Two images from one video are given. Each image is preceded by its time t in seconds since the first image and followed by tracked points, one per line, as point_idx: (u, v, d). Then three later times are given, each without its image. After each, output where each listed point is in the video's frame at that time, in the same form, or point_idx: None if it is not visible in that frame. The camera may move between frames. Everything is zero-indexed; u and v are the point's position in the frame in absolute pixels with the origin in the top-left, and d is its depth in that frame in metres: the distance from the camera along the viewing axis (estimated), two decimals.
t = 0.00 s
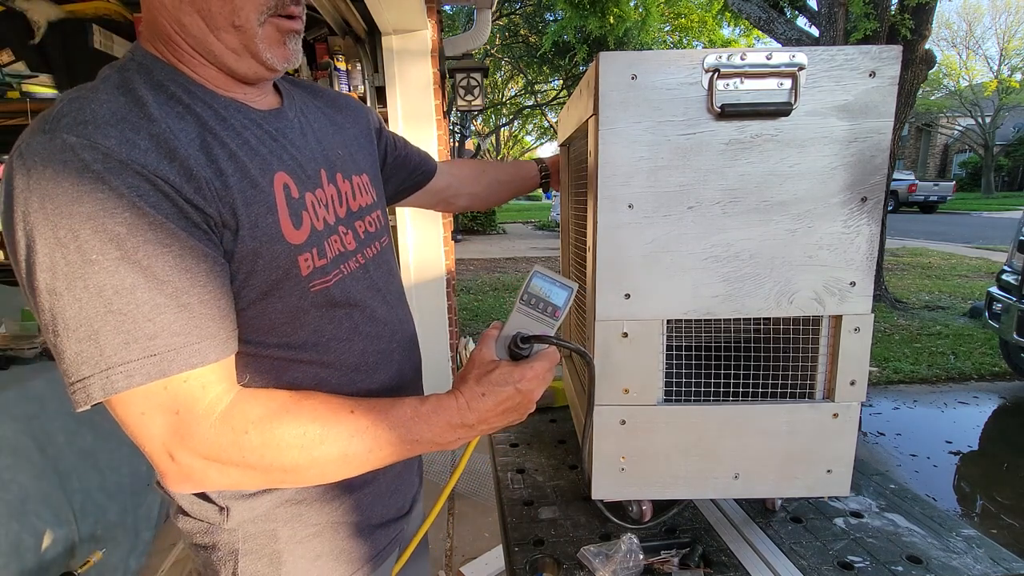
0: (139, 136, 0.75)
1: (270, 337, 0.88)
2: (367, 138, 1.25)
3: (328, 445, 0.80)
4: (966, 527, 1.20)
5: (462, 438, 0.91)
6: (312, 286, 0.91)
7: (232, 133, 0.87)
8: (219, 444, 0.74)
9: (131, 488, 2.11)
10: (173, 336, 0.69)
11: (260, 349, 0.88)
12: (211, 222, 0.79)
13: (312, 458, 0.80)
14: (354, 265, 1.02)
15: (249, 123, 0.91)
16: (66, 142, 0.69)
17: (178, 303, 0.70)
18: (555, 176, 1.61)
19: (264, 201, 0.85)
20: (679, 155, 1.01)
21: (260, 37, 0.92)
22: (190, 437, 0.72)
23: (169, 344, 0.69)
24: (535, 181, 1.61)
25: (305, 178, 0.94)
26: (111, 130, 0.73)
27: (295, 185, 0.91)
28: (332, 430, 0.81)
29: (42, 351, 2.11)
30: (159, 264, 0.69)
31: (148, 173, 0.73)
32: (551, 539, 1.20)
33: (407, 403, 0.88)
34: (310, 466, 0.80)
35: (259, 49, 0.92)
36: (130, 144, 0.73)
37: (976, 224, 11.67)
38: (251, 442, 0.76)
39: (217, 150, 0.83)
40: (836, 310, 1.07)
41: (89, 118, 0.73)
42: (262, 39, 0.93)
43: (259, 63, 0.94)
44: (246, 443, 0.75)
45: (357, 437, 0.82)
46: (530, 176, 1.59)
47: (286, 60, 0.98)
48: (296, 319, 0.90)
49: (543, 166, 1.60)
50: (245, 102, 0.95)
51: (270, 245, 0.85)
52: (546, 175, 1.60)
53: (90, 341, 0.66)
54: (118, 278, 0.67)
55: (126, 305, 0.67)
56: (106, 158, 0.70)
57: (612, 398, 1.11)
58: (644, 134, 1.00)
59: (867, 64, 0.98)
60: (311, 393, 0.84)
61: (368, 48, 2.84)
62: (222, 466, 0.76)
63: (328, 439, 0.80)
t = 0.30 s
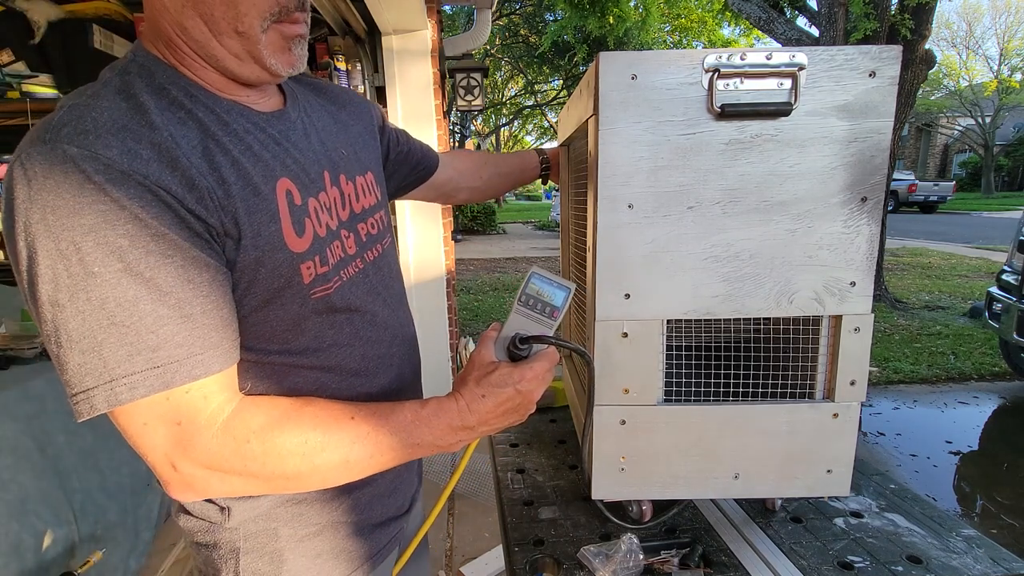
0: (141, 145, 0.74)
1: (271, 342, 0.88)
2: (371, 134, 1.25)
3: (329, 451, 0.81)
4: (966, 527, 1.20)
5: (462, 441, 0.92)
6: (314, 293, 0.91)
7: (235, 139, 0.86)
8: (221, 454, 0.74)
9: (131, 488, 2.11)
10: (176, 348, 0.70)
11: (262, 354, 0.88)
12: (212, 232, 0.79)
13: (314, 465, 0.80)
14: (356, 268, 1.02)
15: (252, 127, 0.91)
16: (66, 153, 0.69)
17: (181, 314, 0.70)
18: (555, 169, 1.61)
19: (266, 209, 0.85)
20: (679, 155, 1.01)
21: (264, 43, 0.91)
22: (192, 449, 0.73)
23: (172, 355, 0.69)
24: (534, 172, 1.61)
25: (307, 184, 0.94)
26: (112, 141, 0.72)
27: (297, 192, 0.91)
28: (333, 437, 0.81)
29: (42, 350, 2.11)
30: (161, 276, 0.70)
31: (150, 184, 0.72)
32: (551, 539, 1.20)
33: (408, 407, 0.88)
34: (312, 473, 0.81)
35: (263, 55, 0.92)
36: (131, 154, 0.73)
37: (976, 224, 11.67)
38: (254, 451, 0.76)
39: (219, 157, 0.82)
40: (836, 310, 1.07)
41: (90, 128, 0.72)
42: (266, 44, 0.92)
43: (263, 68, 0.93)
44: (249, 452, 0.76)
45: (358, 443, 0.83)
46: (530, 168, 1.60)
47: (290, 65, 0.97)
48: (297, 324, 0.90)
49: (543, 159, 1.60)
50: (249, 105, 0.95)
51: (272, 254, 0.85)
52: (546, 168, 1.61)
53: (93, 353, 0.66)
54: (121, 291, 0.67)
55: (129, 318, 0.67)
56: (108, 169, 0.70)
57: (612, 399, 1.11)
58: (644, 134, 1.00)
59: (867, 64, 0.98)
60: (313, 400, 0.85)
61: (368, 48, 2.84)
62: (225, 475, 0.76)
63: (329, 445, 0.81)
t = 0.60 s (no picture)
0: (152, 149, 0.74)
1: (274, 347, 0.89)
2: (378, 133, 1.25)
3: (333, 457, 0.81)
4: (966, 527, 1.20)
5: (466, 443, 0.92)
6: (320, 298, 0.91)
7: (246, 144, 0.86)
8: (225, 460, 0.74)
9: (131, 488, 2.11)
10: (185, 354, 0.70)
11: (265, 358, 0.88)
12: (222, 237, 0.79)
13: (317, 470, 0.80)
14: (359, 271, 1.03)
15: (262, 129, 0.91)
16: (77, 157, 0.69)
17: (190, 320, 0.71)
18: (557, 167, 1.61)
19: (275, 214, 0.85)
20: (679, 154, 1.01)
21: (279, 48, 0.91)
22: (198, 454, 0.73)
23: (181, 362, 0.70)
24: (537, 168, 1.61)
25: (314, 188, 0.94)
26: (122, 145, 0.72)
27: (305, 197, 0.91)
28: (337, 442, 0.81)
29: (42, 350, 2.11)
30: (171, 281, 0.70)
31: (161, 189, 0.72)
32: (551, 539, 1.20)
33: (411, 411, 0.87)
34: (317, 479, 0.81)
35: (278, 59, 0.91)
36: (143, 158, 0.73)
37: (976, 224, 11.67)
38: (258, 458, 0.76)
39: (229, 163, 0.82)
40: (836, 310, 1.07)
41: (101, 131, 0.72)
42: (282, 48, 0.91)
43: (276, 71, 0.93)
44: (253, 459, 0.76)
45: (362, 447, 0.83)
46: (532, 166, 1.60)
47: (304, 68, 0.96)
48: (302, 330, 0.90)
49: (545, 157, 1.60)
50: (258, 106, 0.95)
51: (279, 259, 0.85)
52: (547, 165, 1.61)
53: (102, 358, 0.66)
54: (130, 296, 0.67)
55: (138, 323, 0.67)
56: (118, 174, 0.70)
57: (612, 399, 1.11)
58: (645, 134, 1.00)
59: (867, 64, 0.98)
60: (318, 404, 0.84)
61: (368, 48, 2.82)
62: (230, 480, 0.77)
63: (333, 451, 0.81)
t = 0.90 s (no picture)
0: (166, 152, 0.74)
1: (279, 350, 0.88)
2: (383, 134, 1.25)
3: (339, 461, 0.81)
4: (966, 527, 1.20)
5: (472, 446, 0.91)
6: (326, 302, 0.91)
7: (257, 147, 0.86)
8: (232, 464, 0.74)
9: (131, 488, 2.11)
10: (196, 358, 0.70)
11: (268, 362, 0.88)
12: (233, 241, 0.79)
13: (323, 474, 0.80)
14: (363, 274, 1.02)
15: (273, 132, 0.91)
16: (94, 160, 0.68)
17: (201, 323, 0.71)
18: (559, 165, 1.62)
19: (285, 218, 0.85)
20: (679, 154, 1.01)
21: (292, 52, 0.90)
22: (207, 458, 0.73)
23: (191, 365, 0.70)
24: (540, 165, 1.61)
25: (321, 192, 0.94)
26: (137, 148, 0.72)
27: (312, 201, 0.91)
28: (344, 446, 0.81)
29: (42, 350, 2.10)
30: (182, 284, 0.70)
31: (175, 193, 0.72)
32: (551, 539, 1.20)
33: (416, 413, 0.87)
34: (323, 482, 0.81)
35: (289, 63, 0.91)
36: (157, 161, 0.73)
37: (976, 223, 11.66)
38: (264, 461, 0.76)
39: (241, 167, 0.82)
40: (835, 310, 1.07)
41: (115, 132, 0.72)
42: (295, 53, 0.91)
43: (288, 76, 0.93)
44: (259, 463, 0.76)
45: (367, 450, 0.83)
46: (534, 163, 1.60)
47: (315, 73, 0.96)
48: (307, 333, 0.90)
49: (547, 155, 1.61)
50: (267, 108, 0.95)
51: (288, 263, 0.85)
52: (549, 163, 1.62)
53: (113, 361, 0.66)
54: (141, 300, 0.67)
55: (149, 327, 0.67)
56: (132, 178, 0.70)
57: (612, 399, 1.11)
58: (645, 133, 1.00)
59: (867, 65, 0.98)
60: (324, 407, 0.84)
61: (368, 48, 2.82)
62: (236, 484, 0.77)
63: (339, 455, 0.80)
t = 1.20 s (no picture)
0: (173, 151, 0.74)
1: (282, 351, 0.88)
2: (386, 135, 1.25)
3: (343, 461, 0.81)
4: (966, 527, 1.20)
5: (475, 445, 0.91)
6: (329, 303, 0.91)
7: (263, 147, 0.87)
8: (236, 464, 0.74)
9: (131, 488, 2.11)
10: (201, 358, 0.70)
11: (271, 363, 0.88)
12: (238, 241, 0.79)
13: (327, 474, 0.80)
14: (366, 275, 1.02)
15: (278, 132, 0.91)
16: (101, 158, 0.68)
17: (206, 324, 0.71)
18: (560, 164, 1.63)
19: (289, 219, 0.85)
20: (679, 155, 1.01)
21: (300, 53, 0.90)
22: (212, 457, 0.73)
23: (197, 365, 0.70)
24: (540, 165, 1.62)
25: (326, 193, 0.94)
26: (143, 147, 0.72)
27: (317, 201, 0.91)
28: (348, 446, 0.81)
29: (42, 351, 2.10)
30: (188, 283, 0.70)
31: (182, 192, 0.72)
32: (551, 539, 1.20)
33: (419, 412, 0.87)
34: (327, 482, 0.81)
35: (297, 64, 0.91)
36: (164, 161, 0.73)
37: (977, 223, 11.66)
38: (268, 461, 0.76)
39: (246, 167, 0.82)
40: (836, 310, 1.07)
41: (122, 131, 0.72)
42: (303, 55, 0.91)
43: (295, 76, 0.93)
44: (263, 463, 0.76)
45: (371, 449, 0.82)
46: (535, 163, 1.60)
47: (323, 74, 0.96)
48: (309, 334, 0.90)
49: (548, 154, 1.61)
50: (274, 108, 0.95)
51: (293, 264, 0.85)
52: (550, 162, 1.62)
53: (118, 361, 0.66)
54: (147, 299, 0.67)
55: (155, 326, 0.67)
56: (138, 177, 0.70)
57: (612, 399, 1.11)
58: (645, 133, 1.00)
59: (867, 64, 0.98)
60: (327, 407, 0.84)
61: (369, 48, 2.82)
62: (240, 484, 0.77)
63: (343, 455, 0.81)
